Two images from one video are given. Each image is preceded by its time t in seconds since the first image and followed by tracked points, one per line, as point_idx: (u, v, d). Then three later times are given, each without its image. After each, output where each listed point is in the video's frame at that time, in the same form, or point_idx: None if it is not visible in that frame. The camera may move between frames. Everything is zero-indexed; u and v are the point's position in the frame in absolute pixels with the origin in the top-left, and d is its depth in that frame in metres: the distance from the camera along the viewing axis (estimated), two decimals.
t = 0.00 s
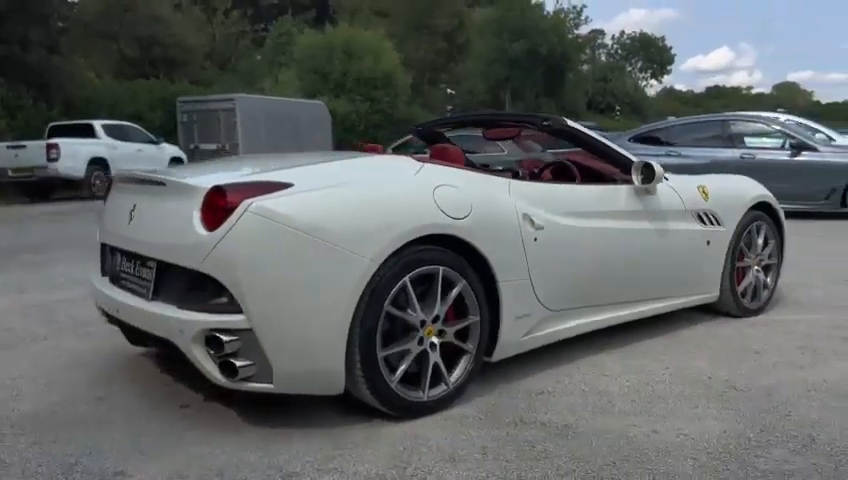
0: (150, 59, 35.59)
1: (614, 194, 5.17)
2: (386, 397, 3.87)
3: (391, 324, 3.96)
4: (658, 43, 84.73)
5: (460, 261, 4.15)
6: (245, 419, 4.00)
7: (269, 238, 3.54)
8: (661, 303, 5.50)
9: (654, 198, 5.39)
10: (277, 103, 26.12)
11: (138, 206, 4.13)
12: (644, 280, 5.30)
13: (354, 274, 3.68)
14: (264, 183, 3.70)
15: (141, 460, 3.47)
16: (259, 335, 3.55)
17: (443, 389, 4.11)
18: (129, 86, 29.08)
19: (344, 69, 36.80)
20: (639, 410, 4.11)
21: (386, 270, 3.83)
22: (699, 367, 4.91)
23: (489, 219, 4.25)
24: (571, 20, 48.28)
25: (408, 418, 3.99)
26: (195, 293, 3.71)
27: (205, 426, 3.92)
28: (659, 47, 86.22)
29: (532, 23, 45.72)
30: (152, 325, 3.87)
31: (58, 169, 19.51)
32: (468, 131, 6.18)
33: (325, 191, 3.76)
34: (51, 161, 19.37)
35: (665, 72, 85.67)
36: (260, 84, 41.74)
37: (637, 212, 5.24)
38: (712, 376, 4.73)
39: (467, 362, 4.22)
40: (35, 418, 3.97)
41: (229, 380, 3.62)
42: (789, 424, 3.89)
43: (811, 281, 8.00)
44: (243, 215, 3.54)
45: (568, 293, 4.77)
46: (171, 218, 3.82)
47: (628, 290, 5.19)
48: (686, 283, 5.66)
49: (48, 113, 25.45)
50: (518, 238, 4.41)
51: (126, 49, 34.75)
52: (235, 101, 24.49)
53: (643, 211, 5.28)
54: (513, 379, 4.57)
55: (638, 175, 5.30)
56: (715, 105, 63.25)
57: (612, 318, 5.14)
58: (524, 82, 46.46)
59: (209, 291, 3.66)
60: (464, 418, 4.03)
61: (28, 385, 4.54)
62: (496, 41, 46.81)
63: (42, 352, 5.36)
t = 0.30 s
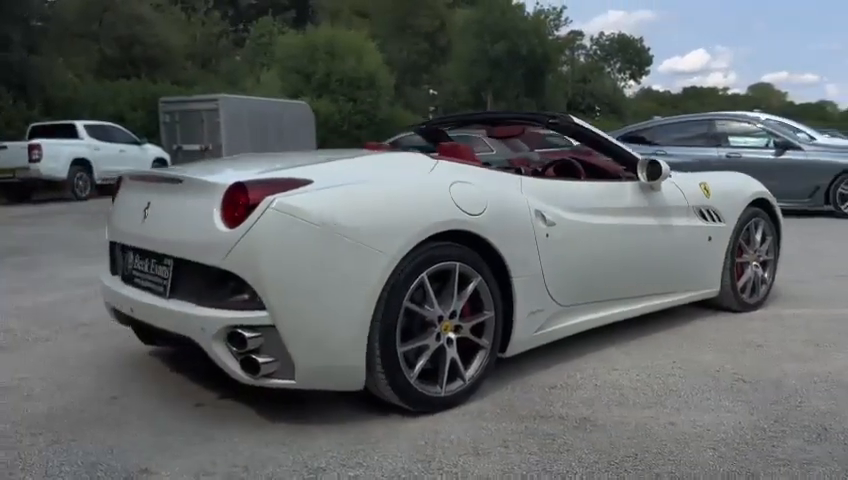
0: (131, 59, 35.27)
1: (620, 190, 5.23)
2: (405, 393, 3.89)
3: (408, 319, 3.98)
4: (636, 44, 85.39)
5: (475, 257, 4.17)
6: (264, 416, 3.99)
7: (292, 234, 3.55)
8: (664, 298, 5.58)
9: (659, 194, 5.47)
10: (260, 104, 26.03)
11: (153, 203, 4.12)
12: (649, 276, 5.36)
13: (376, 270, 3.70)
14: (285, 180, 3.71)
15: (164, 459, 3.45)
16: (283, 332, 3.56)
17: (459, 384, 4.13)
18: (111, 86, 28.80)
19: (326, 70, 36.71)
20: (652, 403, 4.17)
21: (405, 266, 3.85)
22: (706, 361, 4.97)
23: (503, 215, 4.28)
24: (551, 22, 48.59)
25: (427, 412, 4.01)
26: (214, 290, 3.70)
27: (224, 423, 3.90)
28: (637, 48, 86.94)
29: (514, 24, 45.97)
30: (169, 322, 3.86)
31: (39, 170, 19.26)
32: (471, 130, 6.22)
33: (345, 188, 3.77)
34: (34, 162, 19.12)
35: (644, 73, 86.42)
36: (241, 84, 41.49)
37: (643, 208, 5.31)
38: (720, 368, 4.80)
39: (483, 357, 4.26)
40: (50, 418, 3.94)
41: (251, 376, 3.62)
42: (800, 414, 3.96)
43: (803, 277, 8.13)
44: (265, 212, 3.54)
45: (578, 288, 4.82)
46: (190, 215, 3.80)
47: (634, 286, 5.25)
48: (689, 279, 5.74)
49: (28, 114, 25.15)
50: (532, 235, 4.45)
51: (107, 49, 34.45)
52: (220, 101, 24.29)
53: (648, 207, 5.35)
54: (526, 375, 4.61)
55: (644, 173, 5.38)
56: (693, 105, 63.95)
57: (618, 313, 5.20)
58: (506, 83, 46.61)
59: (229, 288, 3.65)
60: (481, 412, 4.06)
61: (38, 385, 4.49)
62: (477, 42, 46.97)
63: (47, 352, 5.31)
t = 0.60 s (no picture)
0: (112, 59, 34.91)
1: (631, 190, 5.30)
2: (431, 393, 3.91)
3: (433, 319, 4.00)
4: (616, 45, 85.98)
5: (496, 256, 4.21)
6: (289, 418, 4.00)
7: (321, 235, 3.57)
8: (673, 297, 5.65)
9: (668, 194, 5.54)
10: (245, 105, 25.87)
11: (176, 205, 4.11)
12: (659, 275, 5.43)
13: (403, 271, 3.73)
14: (313, 181, 3.73)
15: (197, 461, 3.45)
16: (313, 332, 3.57)
17: (482, 383, 4.16)
18: (93, 86, 28.52)
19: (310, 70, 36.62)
20: (671, 400, 4.23)
21: (431, 266, 3.88)
22: (718, 358, 5.05)
23: (523, 215, 4.32)
24: (532, 22, 48.86)
25: (451, 412, 4.03)
26: (243, 291, 3.71)
27: (250, 425, 3.91)
28: (617, 48, 87.57)
29: (496, 24, 46.27)
30: (194, 324, 3.85)
31: (24, 171, 19.00)
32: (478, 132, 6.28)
33: (372, 189, 3.80)
34: (18, 164, 18.86)
35: (623, 73, 87.24)
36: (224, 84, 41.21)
37: (653, 208, 5.38)
38: (733, 365, 4.88)
39: (504, 357, 4.29)
40: (74, 422, 3.91)
41: (281, 376, 3.63)
42: (818, 409, 4.05)
43: (797, 274, 8.29)
44: (295, 212, 3.56)
45: (593, 287, 4.87)
46: (216, 216, 3.80)
47: (645, 285, 5.32)
48: (697, 277, 5.82)
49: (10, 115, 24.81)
50: (551, 234, 4.49)
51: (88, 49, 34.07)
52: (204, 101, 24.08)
53: (658, 207, 5.42)
54: (544, 374, 4.66)
55: (654, 173, 5.44)
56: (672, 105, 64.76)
57: (630, 312, 5.25)
58: (488, 84, 46.77)
59: (258, 289, 3.66)
60: (504, 411, 4.09)
61: (56, 389, 4.46)
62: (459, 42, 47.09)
63: (58, 356, 5.26)
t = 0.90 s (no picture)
0: (93, 59, 34.57)
1: (631, 189, 5.38)
2: (443, 391, 3.97)
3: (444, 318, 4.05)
4: (596, 45, 86.48)
5: (505, 255, 4.27)
6: (303, 416, 4.03)
7: (337, 235, 3.62)
8: (671, 295, 5.74)
9: (667, 193, 5.63)
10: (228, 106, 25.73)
11: (187, 206, 4.13)
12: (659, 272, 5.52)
13: (417, 270, 3.78)
14: (327, 182, 3.77)
15: (216, 459, 3.48)
16: (329, 331, 3.62)
17: (491, 381, 4.21)
18: (75, 86, 28.26)
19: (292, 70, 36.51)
20: (678, 395, 4.31)
21: (443, 266, 3.93)
22: (718, 354, 5.14)
23: (530, 215, 4.39)
24: (514, 22, 49.06)
25: (462, 409, 4.08)
26: (257, 292, 3.74)
27: (265, 423, 3.93)
28: (598, 48, 88.02)
29: (477, 25, 46.38)
30: (209, 325, 3.87)
31: (6, 172, 18.75)
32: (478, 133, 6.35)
33: (384, 189, 3.85)
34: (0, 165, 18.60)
35: (603, 73, 87.82)
36: (206, 84, 40.95)
37: (653, 206, 5.46)
38: (733, 361, 4.97)
39: (512, 354, 4.35)
40: (87, 423, 3.92)
41: (297, 375, 3.68)
42: (819, 403, 4.15)
43: (785, 271, 8.46)
44: (311, 213, 3.61)
45: (596, 285, 4.94)
46: (231, 217, 3.83)
47: (645, 282, 5.40)
48: (694, 275, 5.91)
49: None
50: (557, 233, 4.56)
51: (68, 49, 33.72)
52: (187, 102, 23.93)
53: (658, 206, 5.51)
54: (550, 372, 4.72)
55: (654, 173, 5.54)
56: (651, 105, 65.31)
57: (631, 309, 5.33)
58: (470, 84, 46.87)
59: (274, 288, 3.70)
60: (514, 408, 4.15)
61: (65, 391, 4.45)
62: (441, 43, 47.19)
63: (62, 357, 5.25)
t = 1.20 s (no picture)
0: (74, 58, 34.22)
1: (630, 185, 5.48)
2: (454, 383, 4.04)
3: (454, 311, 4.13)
4: (578, 45, 86.93)
5: (511, 250, 4.34)
6: (315, 410, 4.08)
7: (351, 230, 3.68)
8: (668, 289, 5.85)
9: (664, 190, 5.74)
10: (212, 105, 25.59)
11: (197, 203, 4.17)
12: (656, 267, 5.63)
13: (428, 265, 3.85)
14: (339, 179, 3.83)
15: (234, 452, 3.52)
16: (344, 325, 3.68)
17: (499, 373, 4.29)
18: (57, 86, 27.98)
19: (276, 69, 36.40)
20: (680, 386, 4.42)
21: (453, 260, 4.00)
22: (716, 346, 5.26)
23: (536, 210, 4.47)
24: (496, 22, 49.24)
25: (472, 401, 4.15)
26: (271, 287, 3.80)
27: (278, 416, 3.98)
28: (579, 48, 88.44)
29: (460, 24, 46.49)
30: (223, 320, 3.91)
31: None
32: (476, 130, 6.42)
33: (396, 185, 3.91)
34: None
35: (584, 72, 88.33)
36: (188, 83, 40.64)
37: (651, 202, 5.57)
38: (731, 353, 5.10)
39: (519, 347, 4.43)
40: (102, 418, 3.94)
41: (312, 368, 3.74)
42: (818, 391, 4.27)
43: (774, 266, 8.63)
44: (326, 209, 3.67)
45: (597, 279, 5.04)
46: (244, 213, 3.88)
47: (643, 277, 5.51)
48: (689, 269, 6.04)
49: None
50: (561, 229, 4.65)
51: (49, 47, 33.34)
52: (172, 101, 23.78)
53: (655, 202, 5.62)
54: (554, 365, 4.81)
55: (651, 170, 5.65)
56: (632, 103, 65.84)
57: (630, 304, 5.44)
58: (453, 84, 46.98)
59: (288, 283, 3.76)
60: (522, 399, 4.23)
61: (75, 387, 4.46)
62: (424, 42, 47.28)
63: (66, 354, 5.24)
